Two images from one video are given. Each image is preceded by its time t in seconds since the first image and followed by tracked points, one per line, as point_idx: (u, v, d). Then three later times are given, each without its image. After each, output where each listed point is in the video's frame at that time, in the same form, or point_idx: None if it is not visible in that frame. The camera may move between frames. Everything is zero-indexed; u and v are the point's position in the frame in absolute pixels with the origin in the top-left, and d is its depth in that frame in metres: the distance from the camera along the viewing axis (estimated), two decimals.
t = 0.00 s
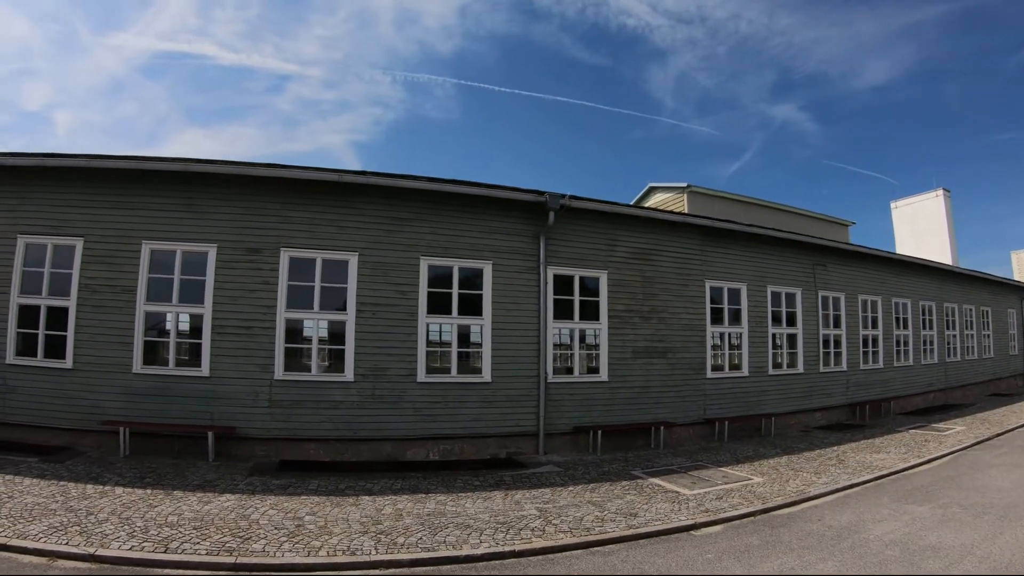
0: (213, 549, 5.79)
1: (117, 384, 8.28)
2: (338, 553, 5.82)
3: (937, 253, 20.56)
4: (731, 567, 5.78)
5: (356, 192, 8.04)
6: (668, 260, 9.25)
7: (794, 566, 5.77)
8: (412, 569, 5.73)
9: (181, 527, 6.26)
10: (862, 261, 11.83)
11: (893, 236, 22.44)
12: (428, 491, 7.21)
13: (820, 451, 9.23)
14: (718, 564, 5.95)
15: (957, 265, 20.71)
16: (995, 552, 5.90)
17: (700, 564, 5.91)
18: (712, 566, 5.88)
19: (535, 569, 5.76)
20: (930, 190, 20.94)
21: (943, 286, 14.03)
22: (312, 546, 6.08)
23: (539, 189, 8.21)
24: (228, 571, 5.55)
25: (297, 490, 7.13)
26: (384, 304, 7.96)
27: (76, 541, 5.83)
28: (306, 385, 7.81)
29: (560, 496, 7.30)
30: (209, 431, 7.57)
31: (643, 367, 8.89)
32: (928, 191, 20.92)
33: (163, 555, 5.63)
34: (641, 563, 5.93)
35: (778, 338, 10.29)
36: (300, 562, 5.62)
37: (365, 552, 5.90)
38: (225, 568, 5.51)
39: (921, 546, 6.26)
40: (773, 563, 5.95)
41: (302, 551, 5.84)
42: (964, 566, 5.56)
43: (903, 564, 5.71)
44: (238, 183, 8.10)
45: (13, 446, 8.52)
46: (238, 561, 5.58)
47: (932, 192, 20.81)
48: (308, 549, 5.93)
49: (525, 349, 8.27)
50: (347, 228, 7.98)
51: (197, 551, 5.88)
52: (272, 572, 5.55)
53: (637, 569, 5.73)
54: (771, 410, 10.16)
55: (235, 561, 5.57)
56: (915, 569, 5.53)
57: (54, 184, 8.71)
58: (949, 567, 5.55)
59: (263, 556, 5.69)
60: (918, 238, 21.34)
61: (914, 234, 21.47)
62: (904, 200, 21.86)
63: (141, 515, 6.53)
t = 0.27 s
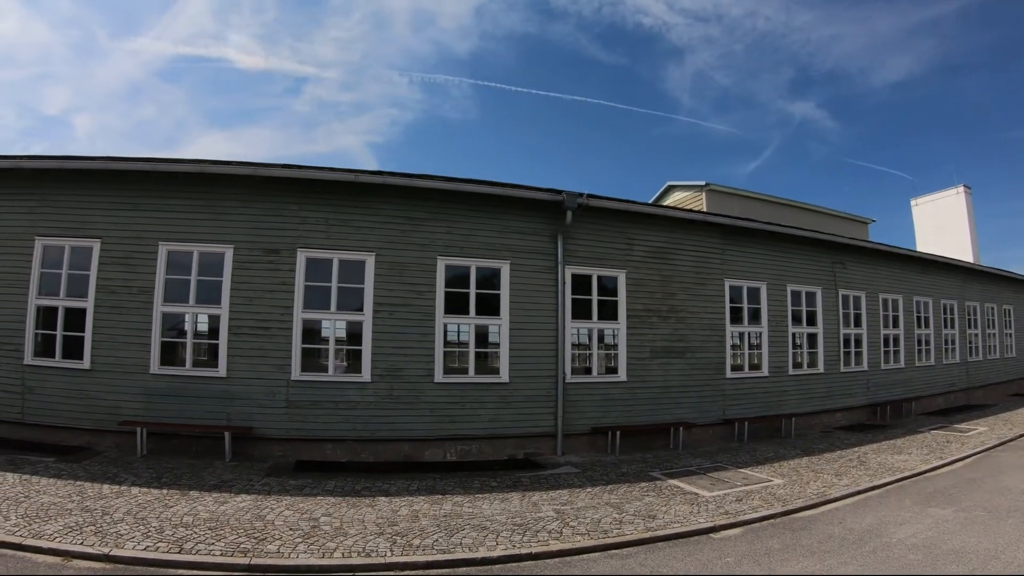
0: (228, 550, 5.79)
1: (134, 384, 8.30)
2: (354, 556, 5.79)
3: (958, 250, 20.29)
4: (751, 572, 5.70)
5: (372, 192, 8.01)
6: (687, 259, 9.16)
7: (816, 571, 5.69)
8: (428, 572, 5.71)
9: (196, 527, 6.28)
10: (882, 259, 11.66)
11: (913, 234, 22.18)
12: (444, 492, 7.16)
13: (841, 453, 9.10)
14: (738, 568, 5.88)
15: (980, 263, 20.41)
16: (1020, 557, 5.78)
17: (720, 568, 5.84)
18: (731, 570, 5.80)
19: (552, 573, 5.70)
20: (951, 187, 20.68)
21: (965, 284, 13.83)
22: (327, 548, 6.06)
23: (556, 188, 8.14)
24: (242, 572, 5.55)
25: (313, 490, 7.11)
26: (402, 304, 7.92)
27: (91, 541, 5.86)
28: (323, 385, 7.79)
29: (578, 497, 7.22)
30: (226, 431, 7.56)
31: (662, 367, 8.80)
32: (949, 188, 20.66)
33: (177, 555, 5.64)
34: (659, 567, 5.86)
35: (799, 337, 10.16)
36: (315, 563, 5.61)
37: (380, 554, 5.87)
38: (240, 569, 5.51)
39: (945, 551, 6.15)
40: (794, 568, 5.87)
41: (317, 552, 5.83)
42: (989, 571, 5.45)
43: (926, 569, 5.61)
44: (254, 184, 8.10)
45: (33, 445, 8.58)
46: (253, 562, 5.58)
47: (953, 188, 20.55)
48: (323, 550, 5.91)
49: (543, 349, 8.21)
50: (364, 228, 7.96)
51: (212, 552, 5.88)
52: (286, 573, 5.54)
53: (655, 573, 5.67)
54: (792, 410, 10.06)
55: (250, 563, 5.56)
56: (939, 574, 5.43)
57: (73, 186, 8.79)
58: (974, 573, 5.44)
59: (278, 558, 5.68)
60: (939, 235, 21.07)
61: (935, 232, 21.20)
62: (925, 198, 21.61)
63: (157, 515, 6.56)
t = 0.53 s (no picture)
0: (244, 550, 5.80)
1: (153, 385, 8.34)
2: (371, 557, 5.78)
3: (980, 247, 20.04)
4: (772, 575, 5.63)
5: (389, 192, 7.99)
6: (706, 258, 9.08)
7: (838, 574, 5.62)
8: (446, 573, 5.69)
9: (213, 527, 6.29)
10: (903, 257, 11.52)
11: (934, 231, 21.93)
12: (462, 493, 7.13)
13: (862, 454, 8.99)
14: (759, 570, 5.81)
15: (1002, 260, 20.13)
16: None
17: (740, 571, 5.78)
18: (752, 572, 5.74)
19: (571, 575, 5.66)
20: (972, 184, 20.44)
21: (988, 283, 13.64)
22: (344, 548, 6.05)
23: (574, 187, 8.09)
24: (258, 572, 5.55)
25: (331, 491, 7.10)
26: (420, 304, 7.91)
27: (107, 540, 5.89)
28: (341, 386, 7.79)
29: (597, 498, 7.17)
30: (245, 432, 7.58)
31: (681, 367, 8.73)
32: (970, 184, 20.42)
33: (194, 555, 5.65)
34: (679, 570, 5.80)
35: (819, 337, 10.06)
36: (332, 564, 5.60)
37: (398, 555, 5.85)
38: (256, 569, 5.52)
39: (969, 554, 6.06)
40: (815, 571, 5.80)
41: (334, 553, 5.81)
42: None
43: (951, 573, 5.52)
44: (271, 184, 8.10)
45: (53, 445, 8.64)
46: (269, 563, 5.58)
47: (975, 185, 20.31)
48: (340, 551, 5.90)
49: (561, 350, 8.16)
50: (381, 229, 7.95)
51: (229, 552, 5.89)
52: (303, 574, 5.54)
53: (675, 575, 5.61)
54: (813, 411, 9.96)
55: (266, 563, 5.56)
56: None
57: (92, 188, 8.85)
58: None
59: (294, 558, 5.68)
60: (961, 233, 20.81)
61: (956, 229, 20.95)
62: (946, 195, 21.38)
63: (174, 514, 6.59)
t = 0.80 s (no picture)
0: (259, 550, 5.80)
1: (168, 385, 8.36)
2: (386, 557, 5.77)
3: (996, 245, 19.88)
4: None
5: (403, 192, 7.99)
6: (722, 257, 9.04)
7: None
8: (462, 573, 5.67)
9: (228, 527, 6.30)
10: (919, 255, 11.43)
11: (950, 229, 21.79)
12: (478, 493, 7.11)
13: (879, 454, 8.93)
14: (776, 572, 5.77)
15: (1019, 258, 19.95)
16: None
17: (758, 572, 5.73)
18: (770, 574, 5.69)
19: None
20: (988, 181, 20.30)
21: (1005, 281, 13.52)
22: (359, 548, 6.04)
23: (589, 186, 8.07)
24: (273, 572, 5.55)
25: (346, 491, 7.10)
26: (435, 304, 7.89)
27: (122, 540, 5.90)
28: (356, 385, 7.79)
29: (613, 498, 7.13)
30: (260, 431, 7.58)
31: (697, 367, 8.68)
32: (987, 182, 20.28)
33: (209, 555, 5.66)
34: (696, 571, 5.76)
35: (836, 336, 9.99)
36: (347, 564, 5.60)
37: (414, 555, 5.84)
38: (271, 569, 5.52)
39: (989, 556, 5.99)
40: (834, 572, 5.75)
41: (349, 553, 5.81)
42: None
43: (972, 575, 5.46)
44: (285, 184, 8.11)
45: (68, 445, 8.69)
46: (285, 563, 5.57)
47: (991, 182, 20.18)
48: (356, 551, 5.89)
49: (576, 349, 8.13)
50: (396, 228, 7.95)
51: (244, 551, 5.90)
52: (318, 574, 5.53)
53: None
54: (829, 411, 9.90)
55: (281, 563, 5.56)
56: None
57: (107, 188, 8.89)
58: None
59: (310, 558, 5.67)
60: (977, 231, 20.66)
61: (972, 227, 20.80)
62: (962, 193, 21.25)
63: (189, 514, 6.60)
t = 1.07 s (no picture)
0: (277, 552, 5.81)
1: (184, 386, 8.40)
2: (405, 558, 5.77)
3: (1013, 243, 19.75)
4: None
5: (418, 193, 8.00)
6: (738, 256, 9.00)
7: None
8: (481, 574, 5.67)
9: (245, 528, 6.33)
10: (935, 254, 11.36)
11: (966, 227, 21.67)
12: (495, 494, 7.10)
13: (897, 454, 8.88)
14: (796, 573, 5.73)
15: None
16: None
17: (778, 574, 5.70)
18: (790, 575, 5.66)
19: None
20: (1005, 178, 20.17)
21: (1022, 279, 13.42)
22: (378, 550, 6.04)
23: (605, 186, 8.06)
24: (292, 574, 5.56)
25: (363, 492, 7.11)
26: (451, 304, 7.90)
27: (139, 541, 5.93)
28: (372, 386, 7.80)
29: (631, 499, 7.11)
30: (276, 432, 7.60)
31: (714, 367, 8.66)
32: (1003, 179, 20.15)
33: (227, 556, 5.68)
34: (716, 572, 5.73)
35: (852, 335, 9.95)
36: (366, 565, 5.60)
37: (432, 556, 5.83)
38: (290, 570, 5.53)
39: (1012, 557, 5.93)
40: (854, 573, 5.71)
41: (368, 555, 5.81)
42: None
43: None
44: (300, 185, 8.13)
45: (84, 445, 8.74)
46: (303, 564, 5.59)
47: (1007, 180, 20.05)
48: (374, 552, 5.89)
49: (593, 349, 8.12)
50: (411, 229, 7.96)
51: (261, 553, 5.91)
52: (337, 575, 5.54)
53: None
54: (845, 411, 9.85)
55: (299, 564, 5.57)
56: None
57: (123, 190, 8.94)
58: None
59: (328, 560, 5.68)
60: (994, 229, 20.53)
61: (989, 225, 20.68)
62: (978, 190, 21.12)
63: (206, 515, 6.63)
